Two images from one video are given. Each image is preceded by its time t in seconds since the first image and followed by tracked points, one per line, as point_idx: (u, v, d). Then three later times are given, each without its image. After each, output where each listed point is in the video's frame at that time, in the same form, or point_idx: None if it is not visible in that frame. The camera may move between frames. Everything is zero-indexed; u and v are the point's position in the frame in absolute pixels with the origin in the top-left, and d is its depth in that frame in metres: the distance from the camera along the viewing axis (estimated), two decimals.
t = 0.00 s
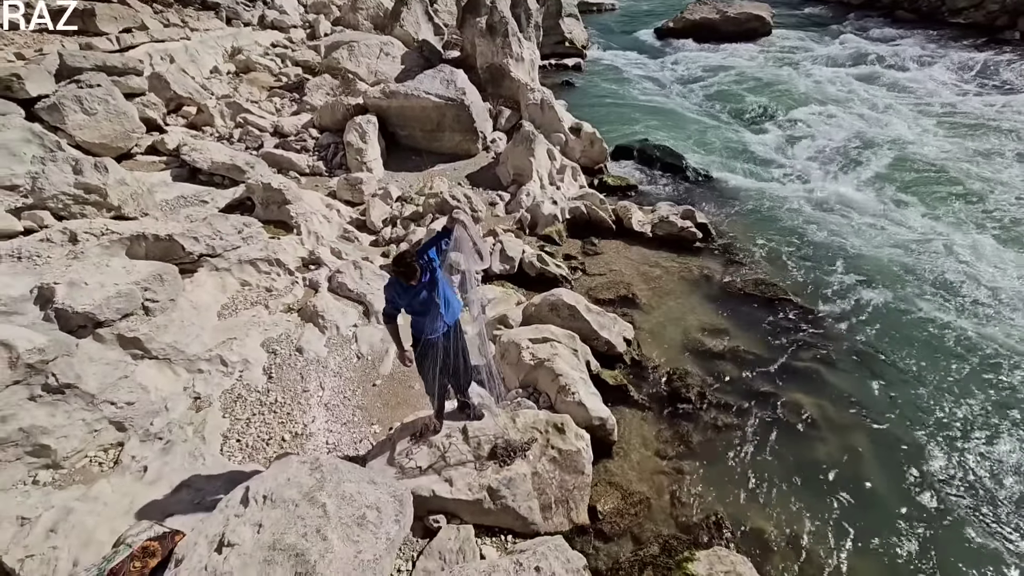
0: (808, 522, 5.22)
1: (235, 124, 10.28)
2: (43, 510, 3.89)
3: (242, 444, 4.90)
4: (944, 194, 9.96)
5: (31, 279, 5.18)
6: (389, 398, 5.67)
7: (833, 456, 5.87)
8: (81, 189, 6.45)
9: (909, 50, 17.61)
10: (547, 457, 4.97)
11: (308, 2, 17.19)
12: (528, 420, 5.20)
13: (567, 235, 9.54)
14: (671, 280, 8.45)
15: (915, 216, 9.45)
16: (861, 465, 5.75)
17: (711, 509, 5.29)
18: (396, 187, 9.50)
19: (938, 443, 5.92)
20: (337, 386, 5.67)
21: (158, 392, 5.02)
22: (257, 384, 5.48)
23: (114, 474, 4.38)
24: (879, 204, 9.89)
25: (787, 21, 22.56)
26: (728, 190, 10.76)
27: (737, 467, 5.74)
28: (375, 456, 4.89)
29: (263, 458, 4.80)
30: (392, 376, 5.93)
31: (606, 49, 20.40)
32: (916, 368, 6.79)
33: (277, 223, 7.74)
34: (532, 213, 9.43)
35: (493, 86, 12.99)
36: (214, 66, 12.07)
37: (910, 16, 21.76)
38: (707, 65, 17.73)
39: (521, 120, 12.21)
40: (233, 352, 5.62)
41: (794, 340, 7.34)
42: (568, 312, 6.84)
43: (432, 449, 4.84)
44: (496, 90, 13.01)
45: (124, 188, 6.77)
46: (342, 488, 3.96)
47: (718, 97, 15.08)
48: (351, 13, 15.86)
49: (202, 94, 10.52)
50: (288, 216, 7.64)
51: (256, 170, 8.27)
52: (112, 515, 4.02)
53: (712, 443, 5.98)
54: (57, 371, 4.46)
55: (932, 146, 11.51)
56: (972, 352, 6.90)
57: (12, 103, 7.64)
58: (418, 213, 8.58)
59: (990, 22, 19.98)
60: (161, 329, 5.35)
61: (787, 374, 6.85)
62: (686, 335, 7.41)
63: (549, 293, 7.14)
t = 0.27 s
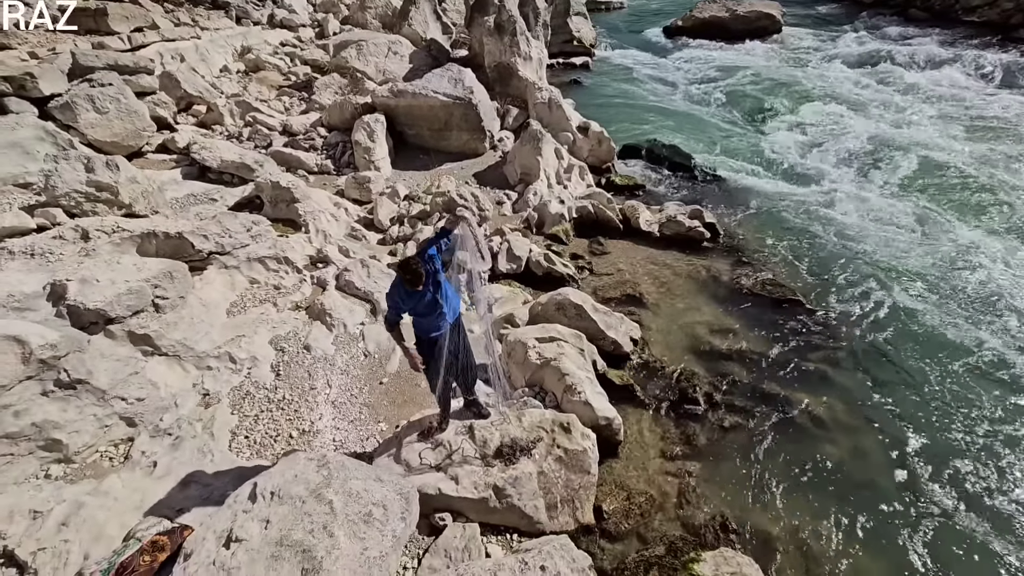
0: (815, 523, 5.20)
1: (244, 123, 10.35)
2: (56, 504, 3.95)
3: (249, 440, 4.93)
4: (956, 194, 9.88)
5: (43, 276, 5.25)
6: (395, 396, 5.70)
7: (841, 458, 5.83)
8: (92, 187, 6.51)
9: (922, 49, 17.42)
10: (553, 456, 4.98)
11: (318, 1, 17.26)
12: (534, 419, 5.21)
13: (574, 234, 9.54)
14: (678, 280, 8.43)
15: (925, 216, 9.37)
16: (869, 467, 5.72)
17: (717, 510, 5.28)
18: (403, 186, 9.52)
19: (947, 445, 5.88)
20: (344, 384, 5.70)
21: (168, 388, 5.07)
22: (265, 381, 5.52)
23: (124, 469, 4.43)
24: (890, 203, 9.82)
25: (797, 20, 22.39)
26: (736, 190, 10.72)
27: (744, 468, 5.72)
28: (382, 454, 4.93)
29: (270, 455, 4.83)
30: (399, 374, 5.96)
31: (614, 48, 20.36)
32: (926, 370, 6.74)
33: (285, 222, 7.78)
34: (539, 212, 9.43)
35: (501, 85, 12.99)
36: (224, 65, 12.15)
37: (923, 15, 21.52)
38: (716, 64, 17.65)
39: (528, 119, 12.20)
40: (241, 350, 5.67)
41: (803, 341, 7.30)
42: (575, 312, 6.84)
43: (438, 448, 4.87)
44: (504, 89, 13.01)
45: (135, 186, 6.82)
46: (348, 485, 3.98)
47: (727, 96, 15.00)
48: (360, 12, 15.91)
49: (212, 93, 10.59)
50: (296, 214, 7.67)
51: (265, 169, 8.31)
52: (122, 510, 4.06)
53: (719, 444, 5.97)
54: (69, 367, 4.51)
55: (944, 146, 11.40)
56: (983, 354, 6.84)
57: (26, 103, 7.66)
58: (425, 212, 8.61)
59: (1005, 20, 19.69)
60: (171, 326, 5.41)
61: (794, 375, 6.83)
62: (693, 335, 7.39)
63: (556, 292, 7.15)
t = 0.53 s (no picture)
0: (821, 524, 5.18)
1: (252, 122, 10.40)
2: (65, 499, 3.99)
3: (256, 437, 4.96)
4: (965, 194, 9.80)
5: (54, 273, 5.30)
6: (401, 394, 5.72)
7: (848, 459, 5.80)
8: (102, 186, 6.56)
9: (932, 47, 17.28)
10: (558, 455, 4.99)
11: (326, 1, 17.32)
12: (540, 418, 5.22)
13: (579, 234, 9.53)
14: (684, 279, 8.41)
15: (935, 217, 9.30)
16: (876, 469, 5.69)
17: (722, 510, 5.27)
18: (409, 185, 9.54)
19: (955, 447, 5.84)
20: (350, 382, 5.73)
21: (176, 385, 5.11)
22: (271, 379, 5.56)
23: (132, 465, 4.47)
24: (899, 203, 9.76)
25: (805, 18, 22.27)
26: (743, 189, 10.68)
27: (749, 469, 5.71)
28: (387, 452, 4.94)
29: (277, 452, 4.85)
30: (405, 372, 5.98)
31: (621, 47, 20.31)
32: (934, 371, 6.70)
33: (292, 220, 7.82)
34: (545, 212, 9.44)
35: (508, 84, 12.99)
36: (232, 64, 12.21)
37: (933, 14, 21.35)
38: (724, 63, 17.58)
39: (534, 118, 12.20)
40: (248, 347, 5.70)
41: (810, 341, 7.27)
42: (580, 311, 6.85)
43: (443, 446, 4.88)
44: (511, 88, 13.01)
45: (143, 184, 6.85)
46: (354, 483, 4.01)
47: (735, 95, 14.94)
48: (367, 11, 15.95)
49: (220, 92, 10.65)
50: (303, 212, 7.71)
51: (272, 167, 8.35)
52: (130, 505, 4.10)
53: (725, 444, 5.96)
54: (79, 363, 4.54)
55: (954, 146, 11.31)
56: (993, 356, 6.79)
57: (37, 102, 7.72)
58: (432, 210, 8.63)
59: (1016, 19, 19.49)
60: (179, 323, 5.45)
61: (800, 375, 6.81)
62: (699, 335, 7.38)
63: (562, 291, 7.15)
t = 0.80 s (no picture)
0: (826, 526, 5.16)
1: (258, 121, 10.44)
2: (71, 496, 4.04)
3: (261, 435, 4.98)
4: (974, 194, 9.73)
5: (61, 272, 5.34)
6: (405, 393, 5.73)
7: (853, 461, 5.78)
8: (109, 184, 6.60)
9: (940, 46, 17.16)
10: (561, 455, 5.00)
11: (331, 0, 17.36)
12: (544, 418, 5.22)
13: (584, 233, 9.52)
14: (689, 279, 8.39)
15: (943, 217, 9.24)
16: (882, 470, 5.67)
17: (726, 511, 5.26)
18: (414, 184, 9.56)
19: (962, 449, 5.81)
20: (354, 381, 5.75)
21: (181, 383, 5.14)
22: (276, 377, 5.58)
23: (138, 462, 4.50)
24: (906, 203, 9.71)
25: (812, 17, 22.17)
26: (748, 189, 10.65)
27: (754, 469, 5.70)
28: (391, 450, 4.96)
29: (281, 450, 4.87)
30: (409, 371, 6.00)
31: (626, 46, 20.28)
32: (941, 372, 6.67)
33: (298, 219, 7.84)
34: (550, 211, 9.43)
35: (513, 83, 12.98)
36: (238, 63, 12.25)
37: (941, 13, 21.21)
38: (730, 62, 17.52)
39: (539, 118, 12.20)
40: (254, 346, 5.73)
41: (815, 342, 7.24)
42: (585, 310, 6.85)
43: (447, 445, 4.89)
44: (515, 87, 13.00)
45: (150, 183, 6.85)
46: (358, 482, 4.02)
47: (741, 94, 14.89)
48: (373, 11, 15.99)
49: (226, 91, 10.70)
50: (308, 211, 7.73)
51: (278, 166, 8.39)
52: (136, 502, 4.13)
53: (729, 445, 5.94)
54: (86, 361, 4.56)
55: (962, 145, 11.23)
56: (1000, 357, 6.75)
57: (45, 101, 7.77)
58: (436, 210, 8.64)
59: None
60: (185, 321, 5.48)
61: (805, 375, 6.78)
62: (704, 335, 7.36)
63: (566, 290, 7.15)
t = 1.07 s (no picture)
0: (830, 527, 5.14)
1: (263, 121, 10.47)
2: (78, 493, 4.07)
3: (266, 434, 5.00)
4: (981, 194, 9.68)
5: (68, 271, 5.35)
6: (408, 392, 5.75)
7: (858, 462, 5.76)
8: (115, 184, 6.64)
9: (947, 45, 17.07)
10: (565, 455, 5.01)
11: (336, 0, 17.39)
12: (547, 418, 5.23)
13: (588, 233, 9.52)
14: (693, 280, 8.38)
15: (950, 218, 9.20)
16: (887, 472, 5.65)
17: (731, 512, 5.25)
18: (418, 184, 9.57)
19: (967, 451, 5.79)
20: (359, 380, 5.76)
21: (187, 382, 5.16)
22: (281, 376, 5.60)
23: (144, 460, 4.52)
24: (912, 204, 9.66)
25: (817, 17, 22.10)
26: (753, 190, 10.62)
27: (758, 470, 5.68)
28: (394, 450, 4.97)
29: (286, 449, 4.89)
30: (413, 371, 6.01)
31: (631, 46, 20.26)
32: (947, 374, 6.64)
33: (302, 219, 7.86)
34: (554, 211, 9.44)
35: (517, 83, 12.98)
36: (244, 63, 12.29)
37: (948, 12, 21.10)
38: (735, 62, 17.47)
39: (543, 118, 12.20)
40: (259, 345, 5.76)
41: (820, 343, 7.22)
42: (588, 311, 6.85)
43: (451, 445, 4.90)
44: (520, 87, 13.01)
45: (156, 182, 6.93)
46: (362, 481, 4.03)
47: (746, 94, 14.86)
48: (377, 11, 16.02)
49: (232, 91, 10.76)
50: (313, 211, 7.76)
51: (283, 166, 8.41)
52: (142, 500, 4.15)
53: (734, 446, 5.93)
54: (93, 360, 4.59)
55: (968, 145, 11.18)
56: (1007, 358, 6.71)
57: (52, 101, 7.80)
58: (440, 210, 8.65)
59: None
60: (190, 320, 5.50)
61: (810, 376, 6.77)
62: (708, 335, 7.35)
63: (570, 291, 7.15)
